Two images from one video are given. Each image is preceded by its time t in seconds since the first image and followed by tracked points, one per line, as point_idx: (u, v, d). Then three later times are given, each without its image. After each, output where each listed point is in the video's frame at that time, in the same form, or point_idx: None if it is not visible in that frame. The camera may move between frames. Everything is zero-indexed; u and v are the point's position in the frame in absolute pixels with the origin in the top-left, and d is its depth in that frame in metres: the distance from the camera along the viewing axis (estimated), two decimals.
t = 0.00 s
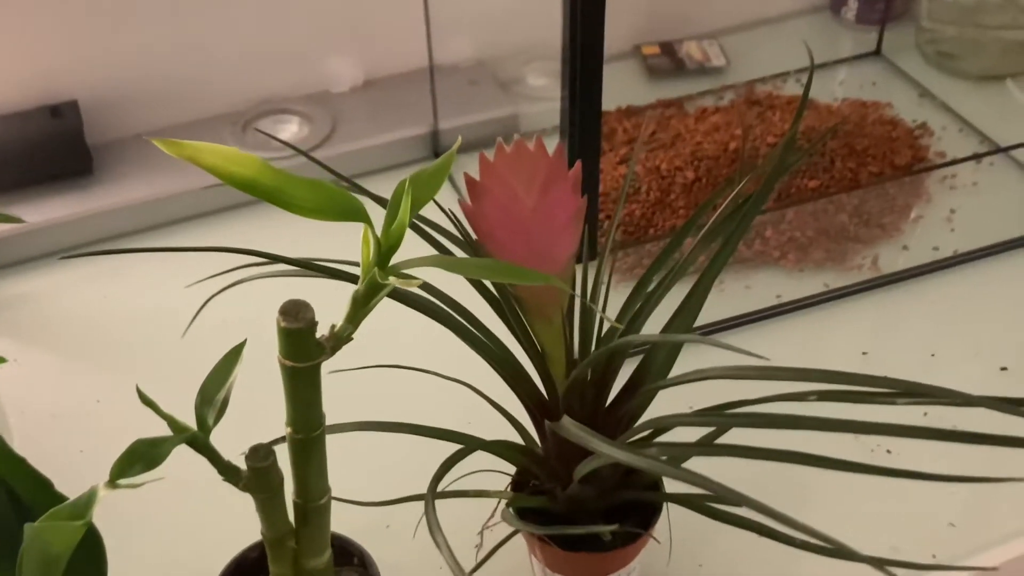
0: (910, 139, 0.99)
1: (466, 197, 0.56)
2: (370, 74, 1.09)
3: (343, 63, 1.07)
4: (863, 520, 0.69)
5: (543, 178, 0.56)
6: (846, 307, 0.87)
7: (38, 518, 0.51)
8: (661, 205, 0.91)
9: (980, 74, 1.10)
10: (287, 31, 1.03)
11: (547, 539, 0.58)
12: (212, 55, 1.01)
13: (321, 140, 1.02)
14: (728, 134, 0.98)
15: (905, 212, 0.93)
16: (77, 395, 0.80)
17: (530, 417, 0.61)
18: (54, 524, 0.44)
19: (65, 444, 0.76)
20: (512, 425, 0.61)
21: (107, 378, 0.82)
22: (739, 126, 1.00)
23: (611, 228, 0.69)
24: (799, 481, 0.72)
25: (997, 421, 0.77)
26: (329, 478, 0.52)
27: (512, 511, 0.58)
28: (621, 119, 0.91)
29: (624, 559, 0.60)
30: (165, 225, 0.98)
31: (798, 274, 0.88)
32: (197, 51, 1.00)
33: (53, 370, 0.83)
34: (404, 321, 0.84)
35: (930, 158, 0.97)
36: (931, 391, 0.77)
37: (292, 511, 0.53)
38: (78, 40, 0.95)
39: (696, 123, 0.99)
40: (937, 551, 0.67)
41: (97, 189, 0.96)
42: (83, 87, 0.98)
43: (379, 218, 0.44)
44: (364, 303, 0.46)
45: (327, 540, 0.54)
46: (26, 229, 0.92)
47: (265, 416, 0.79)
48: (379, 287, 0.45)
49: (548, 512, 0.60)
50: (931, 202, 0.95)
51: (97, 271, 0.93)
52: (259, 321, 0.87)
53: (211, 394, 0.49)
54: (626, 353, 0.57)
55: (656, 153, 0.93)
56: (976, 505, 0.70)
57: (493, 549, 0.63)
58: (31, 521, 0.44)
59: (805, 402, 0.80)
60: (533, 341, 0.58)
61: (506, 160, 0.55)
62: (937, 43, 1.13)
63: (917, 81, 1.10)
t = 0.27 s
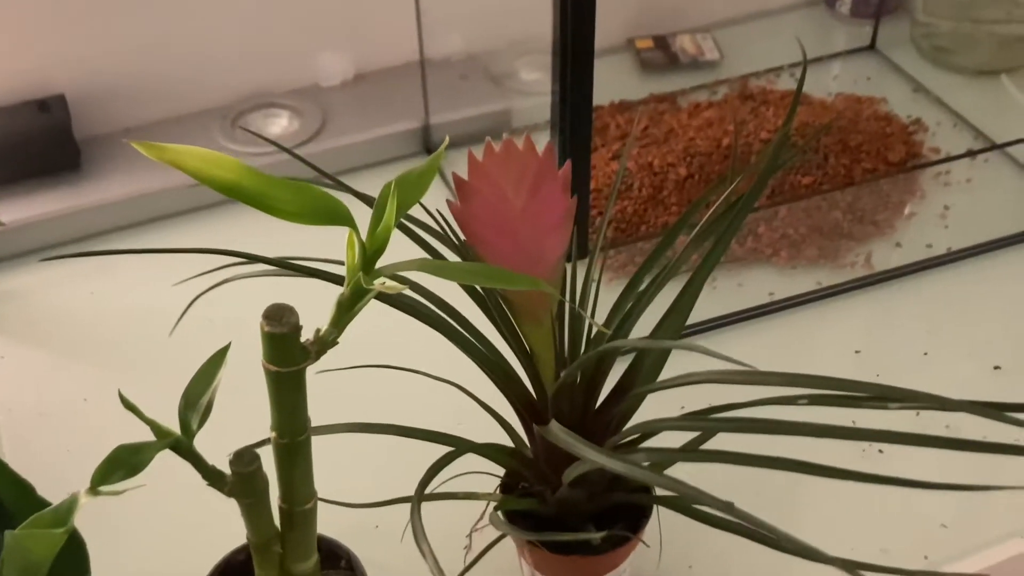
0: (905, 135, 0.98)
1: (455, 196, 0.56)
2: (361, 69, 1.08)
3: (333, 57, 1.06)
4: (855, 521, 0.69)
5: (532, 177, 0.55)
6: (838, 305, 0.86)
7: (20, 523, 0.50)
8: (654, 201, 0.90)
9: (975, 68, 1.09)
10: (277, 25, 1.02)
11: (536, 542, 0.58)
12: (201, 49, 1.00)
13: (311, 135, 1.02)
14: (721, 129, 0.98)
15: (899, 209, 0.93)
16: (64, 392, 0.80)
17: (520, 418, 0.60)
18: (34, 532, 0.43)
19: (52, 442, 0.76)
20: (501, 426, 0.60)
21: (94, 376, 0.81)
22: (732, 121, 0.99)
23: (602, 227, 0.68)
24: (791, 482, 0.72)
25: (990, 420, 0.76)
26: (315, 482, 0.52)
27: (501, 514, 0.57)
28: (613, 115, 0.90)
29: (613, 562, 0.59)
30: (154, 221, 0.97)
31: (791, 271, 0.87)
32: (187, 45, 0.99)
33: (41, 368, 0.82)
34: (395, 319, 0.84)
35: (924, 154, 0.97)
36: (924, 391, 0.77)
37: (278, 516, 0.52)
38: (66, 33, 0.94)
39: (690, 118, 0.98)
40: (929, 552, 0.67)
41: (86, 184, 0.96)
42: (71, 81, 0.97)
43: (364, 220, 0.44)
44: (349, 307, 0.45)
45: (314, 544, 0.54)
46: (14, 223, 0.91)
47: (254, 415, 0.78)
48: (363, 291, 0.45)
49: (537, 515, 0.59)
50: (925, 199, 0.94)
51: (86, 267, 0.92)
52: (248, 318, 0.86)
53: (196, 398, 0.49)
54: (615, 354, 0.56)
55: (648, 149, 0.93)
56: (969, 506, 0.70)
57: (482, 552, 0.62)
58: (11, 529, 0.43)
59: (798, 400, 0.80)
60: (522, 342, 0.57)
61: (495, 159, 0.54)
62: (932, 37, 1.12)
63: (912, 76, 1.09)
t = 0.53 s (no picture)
0: (899, 127, 0.98)
1: (447, 188, 0.55)
2: (353, 59, 1.08)
3: (325, 47, 1.06)
4: (847, 514, 0.69)
5: (525, 169, 0.54)
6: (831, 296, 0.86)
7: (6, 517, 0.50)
8: (648, 192, 0.90)
9: (971, 60, 1.09)
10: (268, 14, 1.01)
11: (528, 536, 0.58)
12: (191, 38, 1.00)
13: (303, 126, 1.01)
14: (715, 120, 0.97)
15: (894, 200, 0.92)
16: (53, 385, 0.79)
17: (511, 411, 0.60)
18: (20, 527, 0.43)
19: (41, 435, 0.75)
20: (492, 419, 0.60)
21: (83, 368, 0.81)
22: (726, 112, 0.99)
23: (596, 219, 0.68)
24: (784, 474, 0.71)
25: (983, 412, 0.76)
26: (305, 476, 0.51)
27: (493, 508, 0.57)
28: (607, 105, 0.90)
29: (605, 556, 0.59)
30: (145, 211, 0.96)
31: (785, 263, 0.87)
32: (177, 35, 0.99)
33: (30, 359, 0.81)
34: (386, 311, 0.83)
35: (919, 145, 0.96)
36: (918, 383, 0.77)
37: (267, 510, 0.52)
38: (55, 23, 0.93)
39: (684, 109, 0.98)
40: (923, 545, 0.67)
41: (76, 173, 0.95)
42: (60, 70, 0.96)
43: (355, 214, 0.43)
44: (339, 301, 0.45)
45: (303, 538, 0.53)
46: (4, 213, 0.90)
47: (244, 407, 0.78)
48: (354, 285, 0.44)
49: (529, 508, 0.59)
50: (920, 190, 0.94)
51: (75, 257, 0.91)
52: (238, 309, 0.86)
53: (184, 392, 0.48)
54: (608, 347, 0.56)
55: (642, 141, 0.92)
56: (962, 498, 0.70)
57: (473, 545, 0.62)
58: None
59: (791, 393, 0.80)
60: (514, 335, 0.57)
61: (488, 152, 0.53)
62: (927, 27, 1.11)
63: (907, 67, 1.08)
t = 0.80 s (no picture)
0: (898, 118, 0.98)
1: (451, 176, 0.55)
2: (353, 48, 1.08)
3: (325, 36, 1.06)
4: (845, 502, 0.69)
5: (528, 158, 0.55)
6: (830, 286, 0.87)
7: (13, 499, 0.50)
8: (648, 181, 0.90)
9: (969, 52, 1.09)
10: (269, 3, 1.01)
11: (529, 522, 0.58)
12: (192, 27, 1.00)
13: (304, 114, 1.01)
14: (715, 111, 0.98)
15: (892, 191, 0.93)
16: (56, 371, 0.80)
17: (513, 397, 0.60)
18: (28, 510, 0.43)
19: (43, 421, 0.76)
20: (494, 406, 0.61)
21: (85, 354, 0.81)
22: (726, 102, 0.99)
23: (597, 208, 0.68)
24: (782, 463, 0.72)
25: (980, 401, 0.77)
26: (310, 460, 0.51)
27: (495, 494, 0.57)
28: (607, 95, 0.90)
29: (607, 541, 0.60)
30: (146, 199, 0.97)
31: (784, 253, 0.87)
32: (178, 23, 0.99)
33: (32, 346, 0.82)
34: (387, 299, 0.84)
35: (918, 138, 0.96)
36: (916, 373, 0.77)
37: (272, 494, 0.52)
38: (56, 11, 0.93)
39: (684, 100, 0.98)
40: (920, 533, 0.67)
41: (77, 161, 0.95)
42: (61, 58, 0.96)
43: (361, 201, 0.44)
44: (345, 287, 0.45)
45: (308, 522, 0.54)
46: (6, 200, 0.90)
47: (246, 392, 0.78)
48: (360, 271, 0.45)
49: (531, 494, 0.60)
50: (918, 180, 0.94)
51: (78, 244, 0.91)
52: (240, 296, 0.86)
53: (191, 377, 0.49)
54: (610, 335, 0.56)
55: (642, 131, 0.93)
56: (959, 486, 0.70)
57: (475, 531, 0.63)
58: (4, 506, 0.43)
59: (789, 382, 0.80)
60: (517, 322, 0.57)
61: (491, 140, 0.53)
62: (926, 19, 1.10)
63: (905, 58, 1.09)
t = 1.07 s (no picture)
0: (898, 115, 0.99)
1: (461, 165, 0.56)
2: (360, 41, 1.09)
3: (332, 30, 1.07)
4: (845, 491, 0.70)
5: (538, 149, 0.56)
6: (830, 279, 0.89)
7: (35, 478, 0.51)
8: (651, 175, 0.91)
9: (968, 50, 1.11)
10: None
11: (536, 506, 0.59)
12: (201, 18, 1.01)
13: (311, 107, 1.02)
14: (718, 107, 0.99)
15: (892, 187, 0.92)
16: (68, 357, 0.81)
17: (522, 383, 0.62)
18: (52, 486, 0.44)
19: (56, 406, 0.77)
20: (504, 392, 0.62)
21: (96, 341, 0.82)
22: (729, 98, 1.00)
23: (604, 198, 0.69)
24: (784, 451, 0.73)
25: (978, 392, 0.78)
26: (324, 443, 0.53)
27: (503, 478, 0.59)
28: (611, 91, 0.91)
29: (613, 525, 0.61)
30: (155, 189, 0.98)
31: (785, 246, 0.89)
32: (188, 16, 1.00)
33: (44, 333, 0.83)
34: (395, 289, 0.85)
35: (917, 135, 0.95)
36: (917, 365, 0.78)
37: (287, 476, 0.53)
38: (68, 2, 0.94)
39: (688, 96, 0.99)
40: (919, 521, 0.68)
41: (87, 151, 0.96)
42: (72, 49, 0.97)
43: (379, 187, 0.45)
44: (362, 272, 0.46)
45: (321, 504, 0.55)
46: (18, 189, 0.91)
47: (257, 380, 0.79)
48: (376, 257, 0.46)
49: (538, 479, 0.61)
50: (919, 177, 0.93)
51: (88, 234, 0.92)
52: (249, 286, 0.87)
53: (209, 360, 0.50)
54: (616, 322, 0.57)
55: (646, 125, 0.94)
56: (958, 475, 0.72)
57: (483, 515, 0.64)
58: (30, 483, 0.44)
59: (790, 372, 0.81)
60: (525, 309, 0.59)
61: (501, 130, 0.55)
62: (925, 17, 1.13)
63: (905, 56, 1.10)
